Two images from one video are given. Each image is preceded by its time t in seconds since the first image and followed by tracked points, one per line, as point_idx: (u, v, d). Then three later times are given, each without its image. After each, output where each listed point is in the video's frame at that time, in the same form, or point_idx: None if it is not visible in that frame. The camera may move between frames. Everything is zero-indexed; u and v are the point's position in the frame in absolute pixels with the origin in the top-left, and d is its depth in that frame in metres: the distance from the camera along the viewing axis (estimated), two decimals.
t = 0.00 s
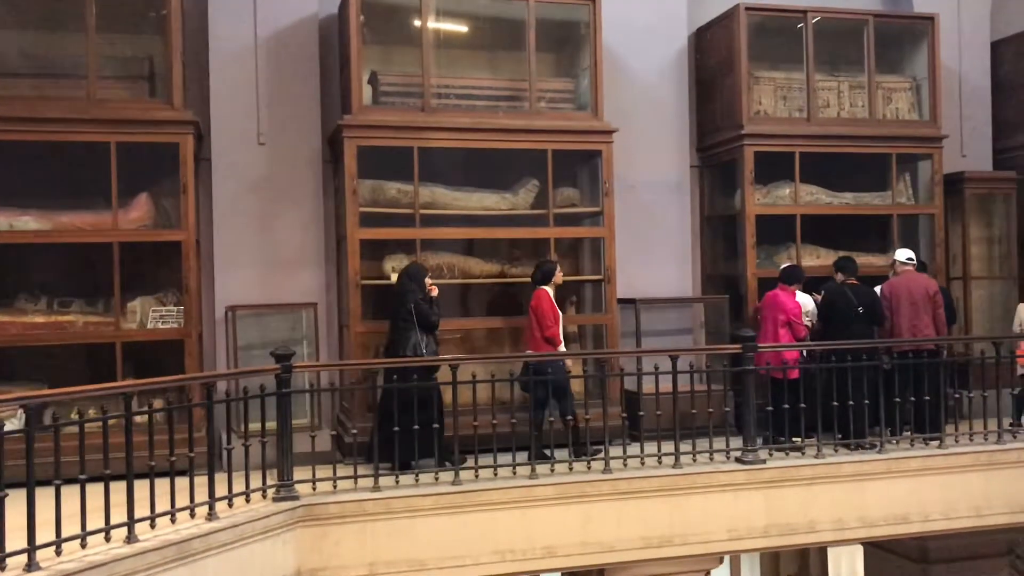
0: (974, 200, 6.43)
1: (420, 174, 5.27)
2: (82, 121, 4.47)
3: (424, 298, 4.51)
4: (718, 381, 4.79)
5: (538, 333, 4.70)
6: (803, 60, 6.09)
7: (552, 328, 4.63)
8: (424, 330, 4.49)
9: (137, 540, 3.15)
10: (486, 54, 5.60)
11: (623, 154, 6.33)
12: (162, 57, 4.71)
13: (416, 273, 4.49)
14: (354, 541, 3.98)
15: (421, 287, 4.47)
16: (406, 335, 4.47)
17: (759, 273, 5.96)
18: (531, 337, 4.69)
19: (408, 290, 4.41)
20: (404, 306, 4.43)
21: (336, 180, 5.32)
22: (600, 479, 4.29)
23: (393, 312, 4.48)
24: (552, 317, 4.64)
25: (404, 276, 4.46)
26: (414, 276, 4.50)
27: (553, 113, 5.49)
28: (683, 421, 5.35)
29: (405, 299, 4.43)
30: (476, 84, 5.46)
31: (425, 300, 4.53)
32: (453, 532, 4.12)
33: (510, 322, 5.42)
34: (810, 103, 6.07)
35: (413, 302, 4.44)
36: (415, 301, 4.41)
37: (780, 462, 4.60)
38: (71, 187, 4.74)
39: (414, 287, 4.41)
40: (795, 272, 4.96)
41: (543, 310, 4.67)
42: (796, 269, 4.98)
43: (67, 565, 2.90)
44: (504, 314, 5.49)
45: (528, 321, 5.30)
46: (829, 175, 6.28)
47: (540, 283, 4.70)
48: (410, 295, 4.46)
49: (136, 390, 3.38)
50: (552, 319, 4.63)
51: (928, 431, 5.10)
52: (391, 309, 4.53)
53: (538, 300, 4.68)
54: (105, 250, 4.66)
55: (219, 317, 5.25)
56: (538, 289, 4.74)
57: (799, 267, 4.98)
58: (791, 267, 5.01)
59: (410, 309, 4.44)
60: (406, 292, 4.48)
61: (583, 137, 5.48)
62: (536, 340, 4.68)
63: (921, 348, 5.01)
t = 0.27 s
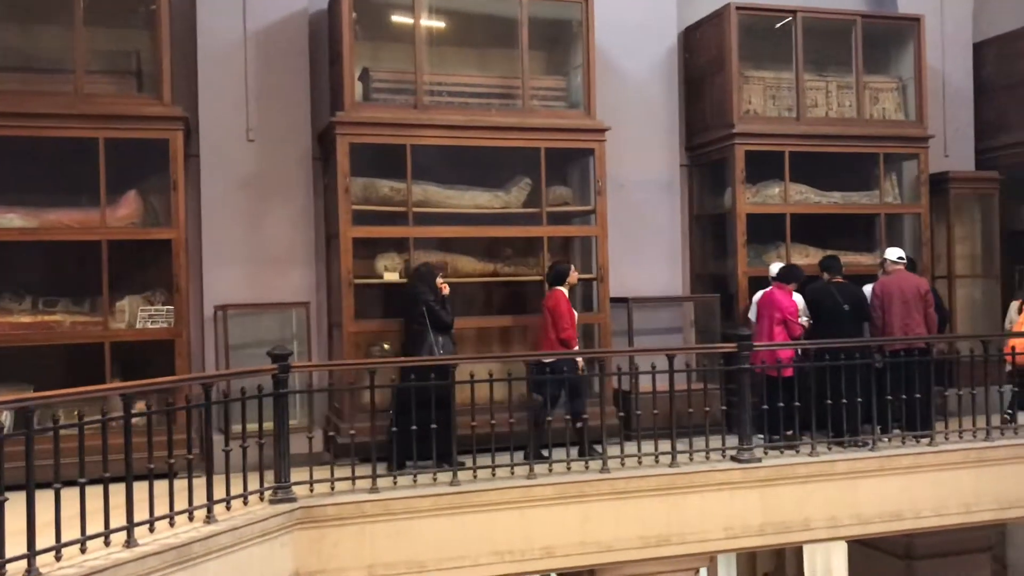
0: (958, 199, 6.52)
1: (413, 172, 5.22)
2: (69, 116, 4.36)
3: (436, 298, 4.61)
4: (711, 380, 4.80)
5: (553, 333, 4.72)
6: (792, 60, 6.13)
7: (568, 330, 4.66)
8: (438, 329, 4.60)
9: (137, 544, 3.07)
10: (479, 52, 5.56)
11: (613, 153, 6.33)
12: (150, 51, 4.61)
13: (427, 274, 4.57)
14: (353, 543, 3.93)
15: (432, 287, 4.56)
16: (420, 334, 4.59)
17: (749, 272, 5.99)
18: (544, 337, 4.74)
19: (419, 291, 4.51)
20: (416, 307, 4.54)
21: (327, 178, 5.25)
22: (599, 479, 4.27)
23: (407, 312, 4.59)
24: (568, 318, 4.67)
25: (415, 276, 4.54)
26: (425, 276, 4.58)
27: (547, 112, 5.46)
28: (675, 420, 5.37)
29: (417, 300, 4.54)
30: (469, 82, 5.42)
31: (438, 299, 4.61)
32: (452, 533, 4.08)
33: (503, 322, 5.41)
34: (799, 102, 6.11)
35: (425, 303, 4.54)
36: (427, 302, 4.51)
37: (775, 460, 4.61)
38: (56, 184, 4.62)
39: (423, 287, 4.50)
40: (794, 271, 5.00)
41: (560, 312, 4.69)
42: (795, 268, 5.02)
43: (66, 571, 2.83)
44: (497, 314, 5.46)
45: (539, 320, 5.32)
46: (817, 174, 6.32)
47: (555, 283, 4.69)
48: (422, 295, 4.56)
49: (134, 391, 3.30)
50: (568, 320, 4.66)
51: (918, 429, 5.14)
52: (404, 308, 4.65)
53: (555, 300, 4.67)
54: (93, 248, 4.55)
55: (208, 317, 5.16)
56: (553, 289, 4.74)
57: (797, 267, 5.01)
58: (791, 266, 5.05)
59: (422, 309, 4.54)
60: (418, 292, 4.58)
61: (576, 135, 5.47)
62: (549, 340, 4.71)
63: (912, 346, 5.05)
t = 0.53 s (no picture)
0: (934, 200, 6.69)
1: (404, 170, 5.22)
2: (58, 112, 4.29)
3: (447, 297, 4.67)
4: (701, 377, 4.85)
5: (568, 330, 4.81)
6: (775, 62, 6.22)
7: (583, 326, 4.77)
8: (448, 328, 4.66)
9: (140, 545, 3.04)
10: (468, 50, 5.57)
11: (600, 152, 6.37)
12: (140, 47, 4.55)
13: (437, 272, 4.65)
14: (351, 542, 3.93)
15: (442, 285, 4.64)
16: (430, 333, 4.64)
17: (734, 271, 6.08)
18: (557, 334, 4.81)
19: (429, 290, 4.59)
20: (427, 305, 4.61)
21: (317, 176, 5.22)
22: (593, 476, 4.31)
23: (418, 311, 4.66)
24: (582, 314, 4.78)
25: (425, 275, 4.63)
26: (436, 275, 4.66)
27: (537, 111, 5.49)
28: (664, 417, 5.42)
29: (428, 299, 4.61)
30: (459, 80, 5.42)
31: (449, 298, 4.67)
32: (449, 532, 4.09)
33: (494, 320, 5.43)
34: (782, 104, 6.20)
35: (436, 301, 4.61)
36: (437, 300, 4.58)
37: (764, 456, 4.69)
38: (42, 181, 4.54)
39: (434, 285, 4.58)
40: (782, 269, 5.09)
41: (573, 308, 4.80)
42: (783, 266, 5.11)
43: (70, 573, 2.79)
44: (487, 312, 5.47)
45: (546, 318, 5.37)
46: (800, 174, 6.42)
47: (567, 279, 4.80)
48: (432, 293, 4.63)
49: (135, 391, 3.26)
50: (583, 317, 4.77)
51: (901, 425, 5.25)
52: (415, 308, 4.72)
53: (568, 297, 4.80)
54: (81, 246, 4.48)
55: (197, 315, 5.11)
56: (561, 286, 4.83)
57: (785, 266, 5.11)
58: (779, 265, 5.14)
59: (432, 308, 4.60)
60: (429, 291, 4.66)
61: (566, 135, 5.50)
62: (565, 337, 4.78)
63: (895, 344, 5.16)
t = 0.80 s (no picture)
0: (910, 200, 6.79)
1: (390, 167, 5.15)
2: (35, 105, 4.16)
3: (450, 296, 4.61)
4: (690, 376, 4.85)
5: (568, 330, 4.76)
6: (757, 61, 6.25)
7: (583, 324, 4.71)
8: (448, 328, 4.58)
9: (131, 551, 2.94)
10: (453, 47, 5.51)
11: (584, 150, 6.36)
12: (120, 39, 4.42)
13: (442, 270, 4.59)
14: (342, 545, 3.86)
15: (445, 284, 4.57)
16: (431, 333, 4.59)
17: (718, 270, 6.10)
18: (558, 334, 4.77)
19: (432, 288, 4.54)
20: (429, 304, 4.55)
21: (300, 172, 5.13)
22: (585, 476, 4.28)
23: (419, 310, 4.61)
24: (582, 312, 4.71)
25: (429, 273, 4.58)
26: (440, 273, 4.60)
27: (524, 108, 5.45)
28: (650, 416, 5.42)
29: (430, 297, 4.56)
30: (444, 76, 5.37)
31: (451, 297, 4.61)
32: (441, 534, 4.04)
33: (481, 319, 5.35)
34: (764, 103, 6.24)
35: (438, 300, 4.55)
36: (439, 299, 4.53)
37: (752, 455, 4.70)
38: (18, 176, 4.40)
39: (435, 283, 4.52)
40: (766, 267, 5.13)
41: (574, 307, 4.72)
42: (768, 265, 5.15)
43: None
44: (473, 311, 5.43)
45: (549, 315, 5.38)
46: (781, 174, 6.46)
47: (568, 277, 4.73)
48: (435, 292, 4.58)
49: (126, 392, 3.16)
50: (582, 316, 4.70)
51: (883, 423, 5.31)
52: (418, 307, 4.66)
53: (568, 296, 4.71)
54: (58, 244, 4.35)
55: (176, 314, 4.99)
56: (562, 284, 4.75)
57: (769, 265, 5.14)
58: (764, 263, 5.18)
59: (434, 306, 4.55)
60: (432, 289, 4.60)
61: (552, 133, 5.47)
62: (565, 337, 4.75)
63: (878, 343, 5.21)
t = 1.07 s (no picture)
0: (882, 199, 6.91)
1: (372, 163, 5.08)
2: (8, 96, 4.02)
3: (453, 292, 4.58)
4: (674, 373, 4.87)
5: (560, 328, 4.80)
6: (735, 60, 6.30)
7: (573, 324, 4.74)
8: (451, 325, 4.55)
9: (121, 556, 2.86)
10: (435, 42, 5.46)
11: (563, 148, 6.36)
12: (97, 30, 4.30)
13: (447, 266, 4.54)
14: (330, 547, 3.81)
15: (449, 281, 4.53)
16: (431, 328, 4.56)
17: (697, 268, 6.14)
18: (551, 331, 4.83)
19: (433, 283, 4.51)
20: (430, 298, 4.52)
21: (280, 168, 5.04)
22: (574, 475, 4.28)
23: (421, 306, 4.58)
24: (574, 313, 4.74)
25: (433, 269, 4.54)
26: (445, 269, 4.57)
27: (506, 105, 5.42)
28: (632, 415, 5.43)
29: (432, 292, 4.52)
30: (427, 72, 5.32)
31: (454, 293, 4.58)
32: (430, 535, 4.01)
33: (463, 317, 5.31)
34: (742, 102, 6.29)
35: (439, 296, 4.51)
36: (439, 294, 4.49)
37: (736, 452, 4.74)
38: None
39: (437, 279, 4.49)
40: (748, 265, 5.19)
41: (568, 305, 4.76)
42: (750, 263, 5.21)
43: None
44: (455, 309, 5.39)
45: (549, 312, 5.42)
46: (759, 172, 6.51)
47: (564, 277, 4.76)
48: (438, 288, 4.54)
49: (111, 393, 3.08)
50: (573, 316, 4.73)
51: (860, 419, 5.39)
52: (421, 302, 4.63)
53: (562, 295, 4.75)
54: (32, 241, 4.21)
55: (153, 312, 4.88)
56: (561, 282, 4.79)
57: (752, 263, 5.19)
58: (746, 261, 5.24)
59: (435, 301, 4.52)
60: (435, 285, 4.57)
61: (535, 130, 5.45)
62: (556, 335, 4.82)
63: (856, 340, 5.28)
